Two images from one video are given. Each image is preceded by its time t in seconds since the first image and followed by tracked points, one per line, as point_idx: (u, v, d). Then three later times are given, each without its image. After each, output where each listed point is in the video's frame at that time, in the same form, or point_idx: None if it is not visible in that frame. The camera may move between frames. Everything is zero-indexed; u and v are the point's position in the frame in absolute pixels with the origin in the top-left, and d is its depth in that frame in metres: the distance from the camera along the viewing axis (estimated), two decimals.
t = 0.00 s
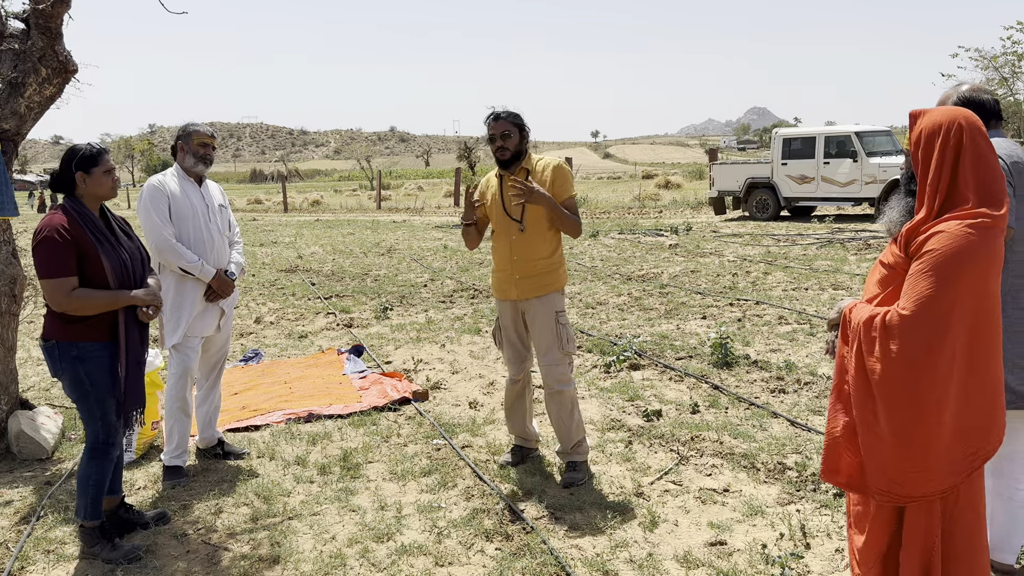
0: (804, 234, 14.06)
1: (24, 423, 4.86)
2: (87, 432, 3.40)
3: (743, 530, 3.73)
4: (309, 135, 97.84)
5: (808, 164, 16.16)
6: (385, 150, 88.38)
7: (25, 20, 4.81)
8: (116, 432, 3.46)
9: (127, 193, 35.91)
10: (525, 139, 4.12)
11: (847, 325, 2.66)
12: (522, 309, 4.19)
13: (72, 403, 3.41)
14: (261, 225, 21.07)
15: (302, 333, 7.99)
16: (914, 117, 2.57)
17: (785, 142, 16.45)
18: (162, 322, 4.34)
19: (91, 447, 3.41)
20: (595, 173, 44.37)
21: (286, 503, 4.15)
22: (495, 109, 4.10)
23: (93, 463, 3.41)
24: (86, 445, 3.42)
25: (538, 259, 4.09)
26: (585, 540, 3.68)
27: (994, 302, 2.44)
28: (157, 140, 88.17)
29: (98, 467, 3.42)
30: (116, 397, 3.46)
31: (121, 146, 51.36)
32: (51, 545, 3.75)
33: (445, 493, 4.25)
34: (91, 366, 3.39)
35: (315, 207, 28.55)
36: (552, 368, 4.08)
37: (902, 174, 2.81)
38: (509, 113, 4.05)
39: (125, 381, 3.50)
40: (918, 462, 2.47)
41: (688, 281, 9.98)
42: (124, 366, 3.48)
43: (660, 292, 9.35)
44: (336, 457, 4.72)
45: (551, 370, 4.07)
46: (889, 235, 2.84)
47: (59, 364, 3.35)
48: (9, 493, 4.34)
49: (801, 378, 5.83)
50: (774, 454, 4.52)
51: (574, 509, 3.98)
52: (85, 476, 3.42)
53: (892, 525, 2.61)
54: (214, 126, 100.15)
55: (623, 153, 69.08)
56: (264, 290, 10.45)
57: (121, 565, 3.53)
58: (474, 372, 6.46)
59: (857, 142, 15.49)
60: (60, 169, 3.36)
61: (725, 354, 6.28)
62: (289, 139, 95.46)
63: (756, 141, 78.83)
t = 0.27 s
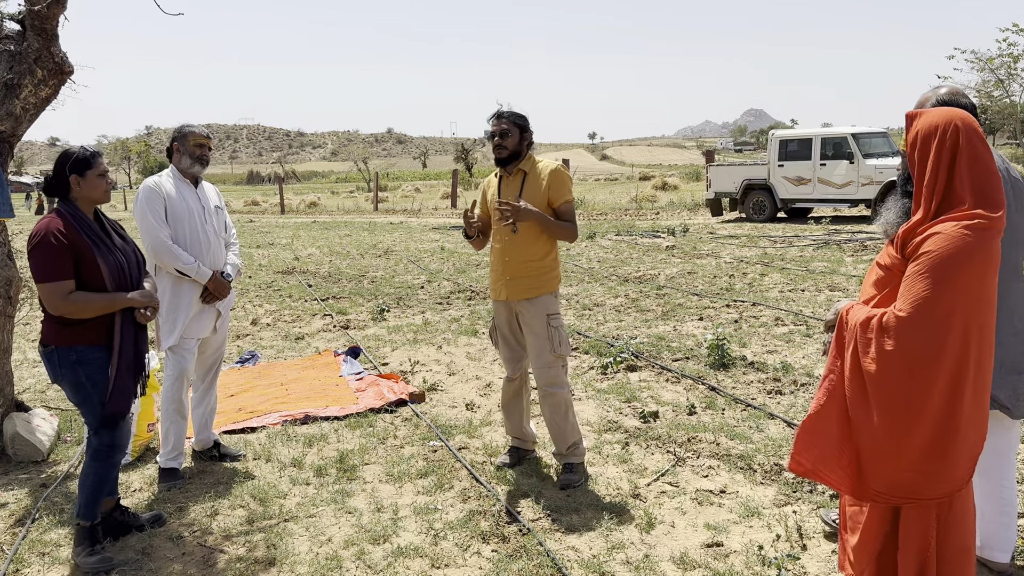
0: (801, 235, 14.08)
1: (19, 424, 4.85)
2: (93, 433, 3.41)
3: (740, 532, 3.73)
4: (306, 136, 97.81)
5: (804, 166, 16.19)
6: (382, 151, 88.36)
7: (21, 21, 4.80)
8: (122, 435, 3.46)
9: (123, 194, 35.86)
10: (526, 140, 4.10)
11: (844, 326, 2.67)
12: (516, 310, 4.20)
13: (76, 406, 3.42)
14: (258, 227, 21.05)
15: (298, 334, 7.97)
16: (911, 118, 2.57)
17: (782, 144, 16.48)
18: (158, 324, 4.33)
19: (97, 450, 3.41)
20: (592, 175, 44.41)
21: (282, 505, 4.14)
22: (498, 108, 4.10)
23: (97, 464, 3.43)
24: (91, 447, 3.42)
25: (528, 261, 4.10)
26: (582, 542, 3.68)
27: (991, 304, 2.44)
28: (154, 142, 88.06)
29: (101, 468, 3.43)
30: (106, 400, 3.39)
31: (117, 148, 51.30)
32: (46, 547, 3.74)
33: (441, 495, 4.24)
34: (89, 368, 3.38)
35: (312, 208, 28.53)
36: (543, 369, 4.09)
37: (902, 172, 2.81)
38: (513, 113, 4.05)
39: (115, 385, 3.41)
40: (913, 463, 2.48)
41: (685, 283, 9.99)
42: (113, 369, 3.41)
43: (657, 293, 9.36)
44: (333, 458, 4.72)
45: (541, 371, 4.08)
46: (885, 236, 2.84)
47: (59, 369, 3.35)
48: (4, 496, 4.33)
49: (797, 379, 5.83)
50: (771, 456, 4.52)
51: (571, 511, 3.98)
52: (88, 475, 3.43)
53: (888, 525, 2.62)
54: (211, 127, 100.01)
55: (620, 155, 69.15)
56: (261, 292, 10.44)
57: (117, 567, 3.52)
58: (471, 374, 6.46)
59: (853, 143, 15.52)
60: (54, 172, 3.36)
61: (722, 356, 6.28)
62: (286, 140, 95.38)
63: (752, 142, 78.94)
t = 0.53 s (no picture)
0: (798, 237, 14.09)
1: (16, 427, 4.84)
2: (85, 439, 3.37)
3: (738, 533, 3.73)
4: (304, 138, 97.83)
5: (802, 168, 16.21)
6: (380, 153, 88.41)
7: (18, 23, 4.79)
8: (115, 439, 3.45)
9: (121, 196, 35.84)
10: (521, 143, 4.10)
11: (840, 328, 2.68)
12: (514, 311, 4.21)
13: (70, 410, 3.39)
14: (256, 229, 21.04)
15: (296, 336, 7.97)
16: (909, 119, 2.57)
17: (780, 146, 16.50)
18: (155, 326, 4.33)
19: (90, 454, 3.38)
20: (591, 177, 44.43)
21: (280, 507, 4.13)
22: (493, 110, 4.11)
23: (89, 471, 3.38)
24: (83, 452, 3.38)
25: (524, 262, 4.10)
26: (580, 543, 3.68)
27: (987, 305, 2.44)
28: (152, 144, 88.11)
29: (92, 476, 3.38)
30: (122, 402, 3.47)
31: (115, 150, 51.25)
32: (43, 550, 3.73)
33: (439, 497, 4.24)
34: (90, 373, 3.38)
35: (310, 210, 28.53)
36: (539, 371, 4.09)
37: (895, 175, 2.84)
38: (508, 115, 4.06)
39: (130, 386, 3.51)
40: (908, 465, 2.49)
41: (683, 285, 10.00)
42: (123, 368, 3.48)
43: (655, 295, 9.36)
44: (330, 460, 4.71)
45: (537, 372, 4.08)
46: (883, 237, 2.85)
47: (58, 372, 3.34)
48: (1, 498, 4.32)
49: (795, 380, 5.84)
50: (768, 457, 4.53)
51: (569, 513, 3.98)
52: (78, 484, 3.37)
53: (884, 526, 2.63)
54: (209, 129, 99.97)
55: (618, 157, 69.20)
56: (259, 294, 10.44)
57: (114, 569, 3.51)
58: (469, 376, 6.45)
59: (851, 145, 15.54)
60: (45, 173, 3.35)
61: (719, 357, 6.29)
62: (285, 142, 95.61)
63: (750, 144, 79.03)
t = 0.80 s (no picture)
0: (797, 239, 14.11)
1: (15, 429, 4.83)
2: (75, 443, 3.36)
3: (737, 535, 3.73)
4: (304, 140, 97.87)
5: (801, 170, 16.23)
6: (380, 156, 88.46)
7: (18, 26, 4.80)
8: (104, 444, 3.43)
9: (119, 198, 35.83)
10: (515, 146, 4.11)
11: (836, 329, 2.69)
12: (513, 313, 4.22)
13: (63, 414, 3.38)
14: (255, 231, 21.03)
15: (295, 339, 7.97)
16: (907, 122, 2.58)
17: (778, 148, 16.52)
18: (155, 328, 4.33)
19: (80, 458, 3.36)
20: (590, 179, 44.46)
21: (279, 510, 4.13)
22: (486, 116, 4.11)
23: (79, 475, 3.35)
24: (74, 456, 3.36)
25: (521, 265, 4.11)
26: (579, 545, 3.68)
27: (982, 307, 2.44)
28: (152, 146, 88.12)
29: (82, 480, 3.36)
30: (111, 403, 3.46)
31: (114, 152, 51.26)
32: (42, 552, 3.73)
33: (438, 499, 4.24)
34: (85, 376, 3.38)
35: (309, 212, 28.54)
36: (537, 373, 4.09)
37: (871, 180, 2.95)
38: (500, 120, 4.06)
39: (121, 388, 3.48)
40: (902, 465, 2.50)
41: (682, 287, 10.01)
42: (115, 372, 3.45)
43: (654, 297, 9.37)
44: (329, 463, 4.71)
45: (535, 374, 4.08)
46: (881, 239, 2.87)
47: (52, 374, 3.34)
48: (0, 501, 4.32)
49: (794, 382, 5.84)
50: (767, 459, 4.53)
51: (567, 515, 3.98)
52: (71, 488, 3.35)
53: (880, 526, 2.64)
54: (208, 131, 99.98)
55: (617, 159, 69.25)
56: (258, 296, 10.43)
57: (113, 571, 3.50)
58: (468, 378, 6.46)
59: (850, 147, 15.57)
60: (39, 174, 3.35)
61: (718, 360, 6.29)
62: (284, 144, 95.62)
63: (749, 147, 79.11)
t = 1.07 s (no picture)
0: (797, 242, 14.12)
1: (16, 431, 4.83)
2: (71, 447, 3.37)
3: (737, 538, 3.74)
4: (304, 143, 97.95)
5: (801, 173, 16.24)
6: (380, 158, 88.53)
7: (19, 28, 4.81)
8: (100, 449, 3.43)
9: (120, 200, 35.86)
10: (515, 151, 4.11)
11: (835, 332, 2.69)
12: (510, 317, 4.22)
13: (60, 417, 3.39)
14: (256, 234, 21.04)
15: (295, 341, 7.98)
16: (907, 125, 2.59)
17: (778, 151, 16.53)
18: (155, 330, 4.34)
19: (75, 462, 3.37)
20: (590, 182, 44.49)
21: (279, 512, 4.13)
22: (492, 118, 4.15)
23: (74, 479, 3.36)
24: (68, 460, 3.37)
25: (516, 269, 4.11)
26: (579, 548, 3.68)
27: (981, 309, 2.45)
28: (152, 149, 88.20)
29: (77, 484, 3.37)
30: (110, 406, 3.45)
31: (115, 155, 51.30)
32: (42, 555, 3.73)
33: (438, 501, 4.24)
34: (85, 380, 3.38)
35: (309, 215, 28.57)
36: (534, 377, 4.10)
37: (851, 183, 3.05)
38: (503, 123, 4.07)
39: (120, 392, 3.48)
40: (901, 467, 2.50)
41: (682, 289, 10.01)
42: (116, 377, 3.45)
43: (654, 300, 9.37)
44: (330, 465, 4.71)
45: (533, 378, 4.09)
46: (881, 242, 2.88)
47: (52, 378, 3.34)
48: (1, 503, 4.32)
49: (794, 385, 5.84)
50: (767, 462, 4.53)
51: (567, 518, 3.98)
52: (67, 492, 3.36)
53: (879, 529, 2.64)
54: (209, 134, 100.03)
55: (617, 162, 69.29)
56: (258, 299, 10.44)
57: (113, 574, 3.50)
58: (469, 380, 6.46)
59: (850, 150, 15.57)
60: (37, 175, 3.35)
61: (719, 362, 6.29)
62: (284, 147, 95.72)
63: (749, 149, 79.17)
